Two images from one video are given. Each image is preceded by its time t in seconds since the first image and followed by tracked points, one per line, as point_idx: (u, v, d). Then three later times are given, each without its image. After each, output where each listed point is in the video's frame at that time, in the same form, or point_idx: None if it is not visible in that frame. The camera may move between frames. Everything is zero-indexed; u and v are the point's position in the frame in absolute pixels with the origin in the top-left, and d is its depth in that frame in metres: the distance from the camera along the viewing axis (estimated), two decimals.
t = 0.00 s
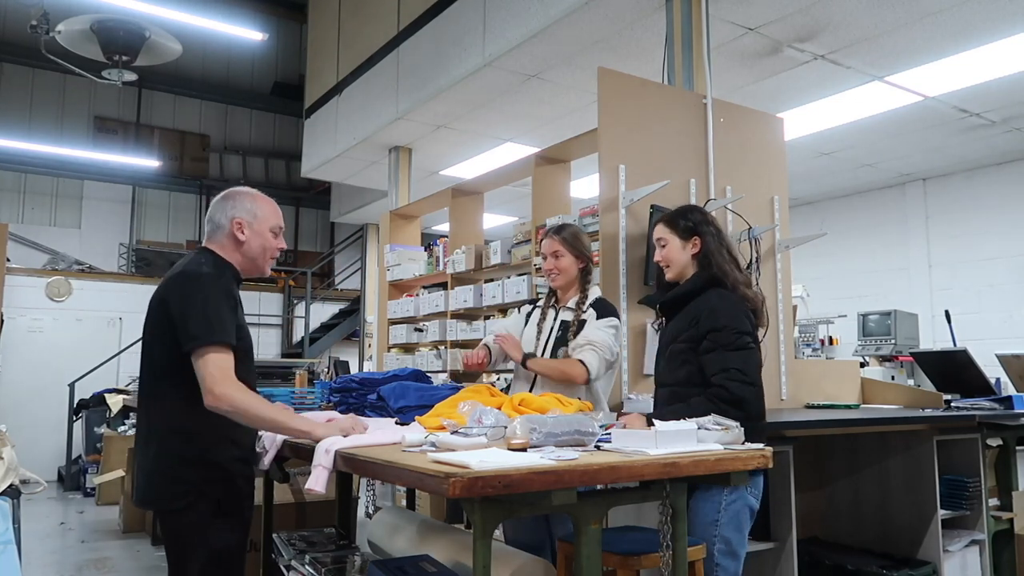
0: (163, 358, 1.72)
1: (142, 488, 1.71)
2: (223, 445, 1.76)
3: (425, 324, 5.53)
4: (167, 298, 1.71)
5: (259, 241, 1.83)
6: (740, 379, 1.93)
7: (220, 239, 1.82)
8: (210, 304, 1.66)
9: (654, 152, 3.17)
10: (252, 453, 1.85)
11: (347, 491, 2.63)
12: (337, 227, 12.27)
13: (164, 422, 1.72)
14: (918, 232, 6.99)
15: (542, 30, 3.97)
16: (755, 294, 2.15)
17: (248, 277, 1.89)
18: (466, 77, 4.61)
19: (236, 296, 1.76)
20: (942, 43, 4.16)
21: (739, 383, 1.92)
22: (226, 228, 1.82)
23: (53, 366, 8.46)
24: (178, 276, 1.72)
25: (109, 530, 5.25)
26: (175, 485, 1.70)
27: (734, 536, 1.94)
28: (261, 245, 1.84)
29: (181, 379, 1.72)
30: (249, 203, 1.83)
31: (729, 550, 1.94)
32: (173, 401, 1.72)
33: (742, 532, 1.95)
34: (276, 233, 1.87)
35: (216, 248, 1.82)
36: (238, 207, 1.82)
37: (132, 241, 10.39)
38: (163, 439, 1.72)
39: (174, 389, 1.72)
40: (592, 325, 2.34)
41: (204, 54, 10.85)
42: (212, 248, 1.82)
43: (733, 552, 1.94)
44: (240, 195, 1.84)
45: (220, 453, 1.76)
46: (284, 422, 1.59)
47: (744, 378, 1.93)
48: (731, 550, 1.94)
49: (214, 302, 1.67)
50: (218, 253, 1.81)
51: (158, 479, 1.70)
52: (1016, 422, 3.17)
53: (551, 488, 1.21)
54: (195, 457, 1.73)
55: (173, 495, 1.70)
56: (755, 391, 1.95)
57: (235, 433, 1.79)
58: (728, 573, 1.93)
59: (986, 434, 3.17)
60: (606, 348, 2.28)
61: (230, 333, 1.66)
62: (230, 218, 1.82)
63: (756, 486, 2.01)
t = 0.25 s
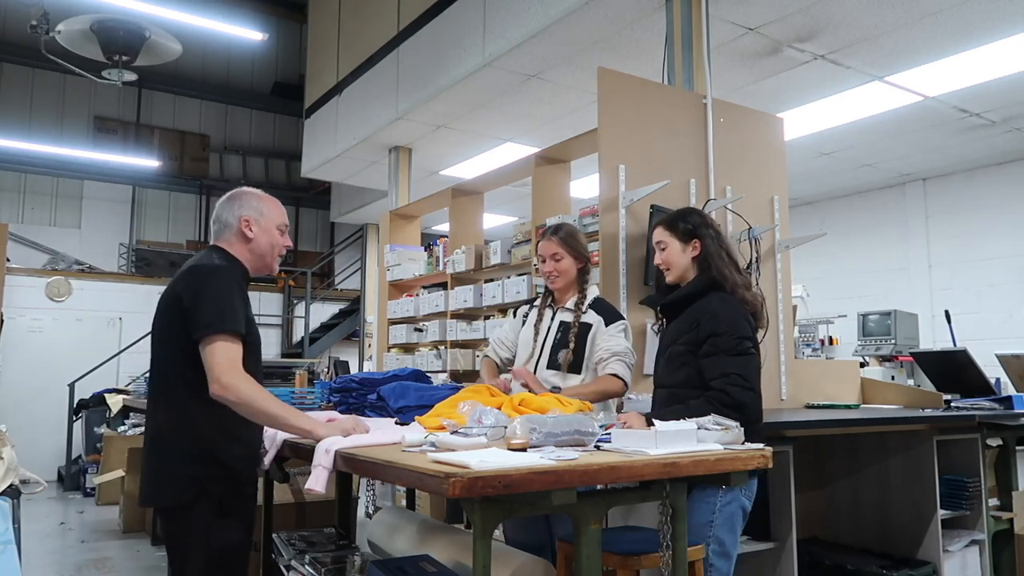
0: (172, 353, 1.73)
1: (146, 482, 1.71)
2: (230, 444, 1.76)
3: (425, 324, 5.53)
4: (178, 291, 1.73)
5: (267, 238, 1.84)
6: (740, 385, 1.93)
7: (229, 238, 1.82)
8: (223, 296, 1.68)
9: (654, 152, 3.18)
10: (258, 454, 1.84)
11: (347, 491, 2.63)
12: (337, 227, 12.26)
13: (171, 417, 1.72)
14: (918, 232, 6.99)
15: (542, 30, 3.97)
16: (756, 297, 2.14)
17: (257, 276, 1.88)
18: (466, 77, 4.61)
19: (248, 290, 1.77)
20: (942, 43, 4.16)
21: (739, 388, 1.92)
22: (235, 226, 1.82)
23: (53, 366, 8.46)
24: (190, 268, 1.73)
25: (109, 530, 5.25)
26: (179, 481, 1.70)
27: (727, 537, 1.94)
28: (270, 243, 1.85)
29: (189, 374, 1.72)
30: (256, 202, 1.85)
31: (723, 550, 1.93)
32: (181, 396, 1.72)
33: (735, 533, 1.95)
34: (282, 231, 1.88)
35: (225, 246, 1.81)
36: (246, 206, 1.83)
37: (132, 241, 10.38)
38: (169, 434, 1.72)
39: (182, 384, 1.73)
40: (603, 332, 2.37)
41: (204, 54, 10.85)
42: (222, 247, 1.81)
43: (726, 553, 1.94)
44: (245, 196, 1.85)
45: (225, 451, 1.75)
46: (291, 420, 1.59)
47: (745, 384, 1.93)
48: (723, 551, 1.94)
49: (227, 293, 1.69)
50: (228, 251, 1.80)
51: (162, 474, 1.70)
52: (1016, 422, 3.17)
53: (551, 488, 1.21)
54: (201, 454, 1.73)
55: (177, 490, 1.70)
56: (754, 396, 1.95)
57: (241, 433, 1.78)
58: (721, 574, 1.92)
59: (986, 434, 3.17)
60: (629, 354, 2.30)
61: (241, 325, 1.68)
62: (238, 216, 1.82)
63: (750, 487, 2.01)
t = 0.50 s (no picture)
0: (174, 352, 1.73)
1: (148, 481, 1.71)
2: (232, 444, 1.76)
3: (425, 324, 5.53)
4: (180, 289, 1.73)
5: (270, 234, 1.84)
6: (739, 388, 1.93)
7: (233, 236, 1.81)
8: (226, 293, 1.68)
9: (654, 152, 3.18)
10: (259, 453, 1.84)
11: (347, 491, 2.63)
12: (337, 227, 12.26)
13: (172, 416, 1.72)
14: (918, 232, 6.99)
15: (542, 30, 3.97)
16: (756, 300, 2.15)
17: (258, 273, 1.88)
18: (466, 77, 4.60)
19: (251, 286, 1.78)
20: (942, 43, 4.16)
21: (738, 392, 1.93)
22: (239, 223, 1.81)
23: (53, 366, 8.46)
24: (193, 267, 1.74)
25: (109, 530, 5.25)
26: (183, 481, 1.70)
27: (722, 537, 1.94)
28: (273, 239, 1.86)
29: (191, 373, 1.73)
30: (259, 199, 1.85)
31: (718, 551, 1.93)
32: (182, 395, 1.72)
33: (730, 533, 1.96)
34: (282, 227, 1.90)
35: (230, 244, 1.80)
36: (249, 203, 1.83)
37: (132, 241, 10.38)
38: (171, 434, 1.72)
39: (184, 383, 1.73)
40: (602, 333, 2.37)
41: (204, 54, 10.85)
42: (226, 245, 1.80)
43: (721, 553, 1.94)
44: (246, 191, 1.85)
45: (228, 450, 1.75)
46: (294, 419, 1.60)
47: (744, 387, 1.94)
48: (719, 551, 1.94)
49: (231, 290, 1.70)
50: (232, 248, 1.80)
51: (165, 474, 1.70)
52: (1016, 422, 3.17)
53: (551, 489, 1.21)
54: (203, 454, 1.73)
55: (180, 489, 1.70)
56: (753, 400, 1.95)
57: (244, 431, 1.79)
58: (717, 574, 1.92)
59: (986, 434, 3.17)
60: (630, 356, 2.31)
61: (245, 322, 1.69)
62: (242, 213, 1.81)
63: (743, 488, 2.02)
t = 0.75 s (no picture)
0: (171, 357, 1.72)
1: (148, 487, 1.71)
2: (231, 447, 1.76)
3: (425, 324, 5.53)
4: (176, 295, 1.73)
5: (266, 243, 1.84)
6: (739, 389, 1.93)
7: (229, 241, 1.81)
8: (223, 297, 1.68)
9: (654, 153, 3.18)
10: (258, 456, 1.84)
11: (347, 491, 2.63)
12: (337, 227, 12.25)
13: (171, 421, 1.71)
14: (918, 232, 6.99)
15: (541, 30, 3.97)
16: (758, 302, 2.15)
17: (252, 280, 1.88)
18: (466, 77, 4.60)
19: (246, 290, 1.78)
20: (942, 43, 4.16)
21: (739, 392, 1.93)
22: (237, 230, 1.82)
23: (53, 366, 8.46)
24: (188, 272, 1.74)
25: (109, 530, 5.25)
26: (183, 484, 1.70)
27: (723, 537, 1.94)
28: (268, 247, 1.86)
29: (189, 377, 1.73)
30: (259, 207, 1.85)
31: (720, 551, 1.94)
32: (180, 400, 1.72)
33: (730, 534, 1.96)
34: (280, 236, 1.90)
35: (225, 248, 1.81)
36: (248, 210, 1.83)
37: (132, 241, 10.38)
38: (170, 438, 1.71)
39: (181, 388, 1.72)
40: (598, 333, 2.38)
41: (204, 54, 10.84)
42: (221, 250, 1.81)
43: (723, 553, 1.94)
44: (246, 198, 1.85)
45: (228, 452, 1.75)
46: (299, 418, 1.60)
47: (744, 388, 1.94)
48: (720, 551, 1.94)
49: (228, 293, 1.70)
50: (225, 254, 1.80)
51: (165, 478, 1.70)
52: (1016, 422, 3.17)
53: (551, 489, 1.21)
54: (203, 458, 1.73)
55: (181, 493, 1.70)
56: (753, 401, 1.95)
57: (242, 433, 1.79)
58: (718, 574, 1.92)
59: (986, 434, 3.17)
60: (628, 359, 2.32)
61: (243, 326, 1.69)
62: (240, 220, 1.82)
63: (744, 489, 2.02)
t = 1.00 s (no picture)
0: (171, 357, 1.73)
1: (147, 487, 1.71)
2: (231, 447, 1.76)
3: (425, 324, 5.53)
4: (177, 294, 1.73)
5: (265, 238, 1.85)
6: (739, 388, 1.93)
7: (226, 239, 1.81)
8: (225, 296, 1.69)
9: (655, 153, 3.18)
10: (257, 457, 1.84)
11: (347, 492, 2.63)
12: (337, 227, 12.25)
13: (170, 421, 1.72)
14: (918, 232, 6.99)
15: (541, 30, 3.97)
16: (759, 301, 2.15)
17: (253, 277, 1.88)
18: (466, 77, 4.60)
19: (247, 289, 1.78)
20: (942, 43, 4.16)
21: (739, 391, 1.93)
22: (233, 228, 1.82)
23: (53, 366, 8.46)
24: (189, 271, 1.74)
25: (109, 530, 5.25)
26: (181, 484, 1.70)
27: (723, 538, 1.94)
28: (266, 242, 1.86)
29: (189, 377, 1.73)
30: (254, 203, 1.85)
31: (719, 552, 1.93)
32: (180, 399, 1.73)
33: (731, 535, 1.96)
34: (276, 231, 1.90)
35: (223, 247, 1.80)
36: (243, 207, 1.83)
37: (132, 241, 10.38)
38: (169, 438, 1.71)
39: (182, 387, 1.73)
40: (593, 333, 2.38)
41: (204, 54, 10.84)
42: (219, 249, 1.80)
43: (722, 554, 1.94)
44: (240, 195, 1.85)
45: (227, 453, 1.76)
46: (304, 418, 1.61)
47: (744, 387, 1.94)
48: (720, 552, 1.94)
49: (228, 294, 1.70)
50: (225, 252, 1.80)
51: (164, 478, 1.70)
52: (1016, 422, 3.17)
53: (551, 488, 1.21)
54: (202, 458, 1.73)
55: (180, 493, 1.70)
56: (754, 400, 1.95)
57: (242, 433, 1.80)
58: None
59: (986, 434, 3.17)
60: (623, 359, 2.32)
61: (245, 324, 1.69)
62: (236, 218, 1.82)
63: (745, 490, 2.02)
